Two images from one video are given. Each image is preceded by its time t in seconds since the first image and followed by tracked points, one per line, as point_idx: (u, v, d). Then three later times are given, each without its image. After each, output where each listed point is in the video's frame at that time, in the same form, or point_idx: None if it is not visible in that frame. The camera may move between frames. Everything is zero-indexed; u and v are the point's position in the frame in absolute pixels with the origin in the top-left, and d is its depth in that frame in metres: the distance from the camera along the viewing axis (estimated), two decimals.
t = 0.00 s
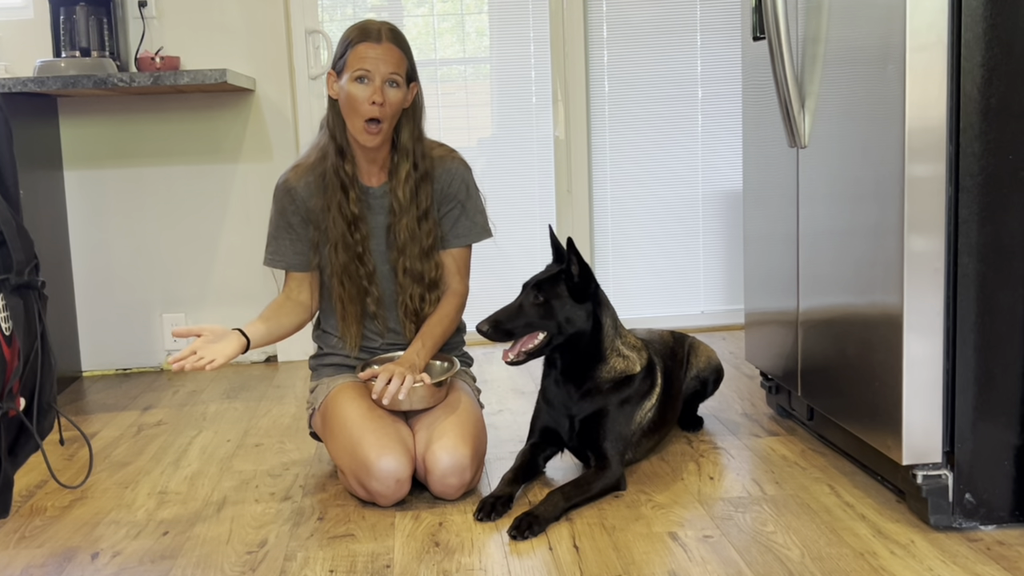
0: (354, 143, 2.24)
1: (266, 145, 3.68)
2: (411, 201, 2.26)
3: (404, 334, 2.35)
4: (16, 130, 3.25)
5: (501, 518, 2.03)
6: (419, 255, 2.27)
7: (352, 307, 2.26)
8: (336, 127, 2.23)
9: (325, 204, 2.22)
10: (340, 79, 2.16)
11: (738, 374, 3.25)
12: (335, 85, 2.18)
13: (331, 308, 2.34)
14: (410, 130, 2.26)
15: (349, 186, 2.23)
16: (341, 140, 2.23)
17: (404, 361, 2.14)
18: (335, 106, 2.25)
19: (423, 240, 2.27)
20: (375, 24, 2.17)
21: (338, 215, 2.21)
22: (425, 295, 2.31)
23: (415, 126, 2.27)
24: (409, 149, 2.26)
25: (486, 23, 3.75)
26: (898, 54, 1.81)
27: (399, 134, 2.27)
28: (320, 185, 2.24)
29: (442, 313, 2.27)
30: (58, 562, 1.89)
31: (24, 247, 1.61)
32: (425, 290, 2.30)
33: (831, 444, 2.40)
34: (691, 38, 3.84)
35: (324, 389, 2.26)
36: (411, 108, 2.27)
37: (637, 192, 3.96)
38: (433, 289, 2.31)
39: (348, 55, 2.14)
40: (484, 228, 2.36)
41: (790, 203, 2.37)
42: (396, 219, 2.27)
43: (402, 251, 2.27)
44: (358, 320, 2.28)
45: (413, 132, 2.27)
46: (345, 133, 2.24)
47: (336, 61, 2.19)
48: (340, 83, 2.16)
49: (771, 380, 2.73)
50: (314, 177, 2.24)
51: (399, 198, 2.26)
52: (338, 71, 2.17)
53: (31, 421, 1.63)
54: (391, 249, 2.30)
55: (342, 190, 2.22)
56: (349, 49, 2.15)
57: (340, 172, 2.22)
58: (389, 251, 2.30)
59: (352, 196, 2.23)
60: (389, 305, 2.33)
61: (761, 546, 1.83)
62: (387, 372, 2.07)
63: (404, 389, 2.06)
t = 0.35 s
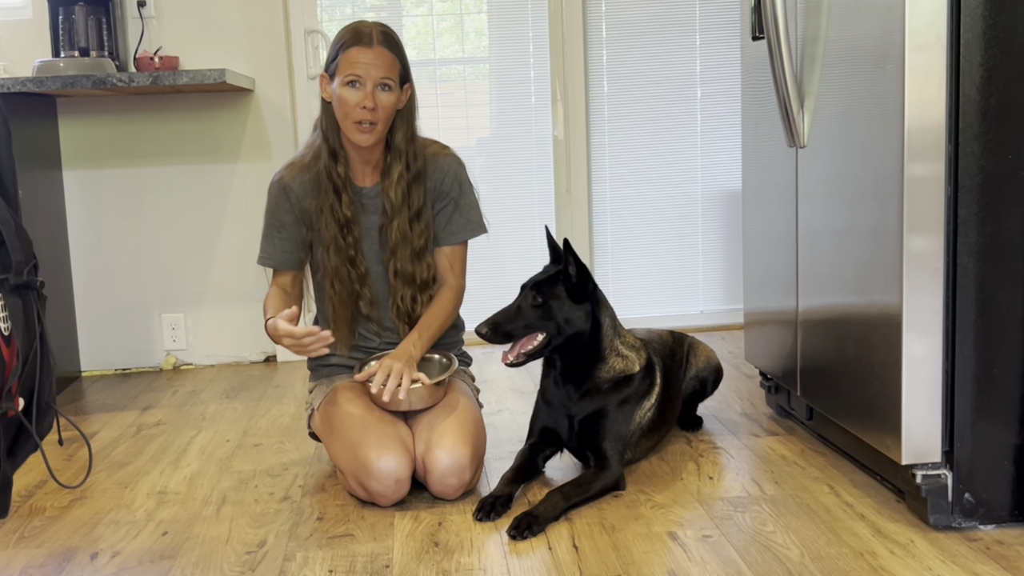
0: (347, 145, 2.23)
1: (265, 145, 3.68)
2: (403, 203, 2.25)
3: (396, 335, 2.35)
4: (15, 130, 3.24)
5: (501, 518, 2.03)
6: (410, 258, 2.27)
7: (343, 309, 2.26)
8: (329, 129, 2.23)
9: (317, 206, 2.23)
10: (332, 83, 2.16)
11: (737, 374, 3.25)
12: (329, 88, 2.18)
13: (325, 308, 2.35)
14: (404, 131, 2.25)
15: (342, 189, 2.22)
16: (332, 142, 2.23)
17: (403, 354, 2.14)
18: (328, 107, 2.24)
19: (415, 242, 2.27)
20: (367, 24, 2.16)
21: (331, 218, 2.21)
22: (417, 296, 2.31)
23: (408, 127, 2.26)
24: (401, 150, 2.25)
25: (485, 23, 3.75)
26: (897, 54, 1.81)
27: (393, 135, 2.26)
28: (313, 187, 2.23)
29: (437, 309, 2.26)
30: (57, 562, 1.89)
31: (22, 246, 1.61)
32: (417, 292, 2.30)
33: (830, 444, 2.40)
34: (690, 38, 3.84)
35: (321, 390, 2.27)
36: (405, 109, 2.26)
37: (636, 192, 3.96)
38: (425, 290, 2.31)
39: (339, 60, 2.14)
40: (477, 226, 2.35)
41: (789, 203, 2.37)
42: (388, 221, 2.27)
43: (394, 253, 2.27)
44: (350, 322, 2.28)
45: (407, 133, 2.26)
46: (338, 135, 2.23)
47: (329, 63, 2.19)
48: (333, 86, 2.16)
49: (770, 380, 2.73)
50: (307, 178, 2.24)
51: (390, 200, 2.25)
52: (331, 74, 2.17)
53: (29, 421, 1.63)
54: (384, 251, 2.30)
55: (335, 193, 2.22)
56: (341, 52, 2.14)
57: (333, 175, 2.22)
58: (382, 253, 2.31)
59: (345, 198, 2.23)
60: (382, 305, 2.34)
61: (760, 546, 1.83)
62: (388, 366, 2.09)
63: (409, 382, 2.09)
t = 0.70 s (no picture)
0: (348, 141, 2.24)
1: (264, 144, 3.68)
2: (399, 201, 2.25)
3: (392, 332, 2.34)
4: (14, 130, 3.24)
5: (500, 518, 2.03)
6: (404, 256, 2.27)
7: (340, 308, 2.25)
8: (329, 125, 2.23)
9: (316, 203, 2.22)
10: (335, 78, 2.16)
11: (736, 373, 3.25)
12: (330, 84, 2.18)
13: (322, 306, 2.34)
14: (403, 128, 2.26)
15: (341, 186, 2.22)
16: (333, 139, 2.23)
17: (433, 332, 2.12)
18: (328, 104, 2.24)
19: (409, 241, 2.26)
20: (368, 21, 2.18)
21: (330, 214, 2.21)
22: (410, 296, 2.29)
23: (406, 124, 2.27)
24: (400, 147, 2.25)
25: (484, 23, 3.75)
26: (896, 53, 1.81)
27: (391, 132, 2.27)
28: (313, 183, 2.24)
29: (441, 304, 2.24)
30: (56, 562, 1.89)
31: (21, 246, 1.61)
32: (410, 292, 2.29)
33: (829, 443, 2.40)
34: (689, 37, 3.84)
35: (320, 390, 2.27)
36: (405, 107, 2.27)
37: (635, 191, 3.96)
38: (418, 291, 2.30)
39: (342, 53, 2.14)
40: (472, 210, 2.35)
41: (788, 202, 2.37)
42: (385, 219, 2.27)
43: (389, 253, 2.27)
44: (348, 320, 2.27)
45: (405, 130, 2.26)
46: (337, 132, 2.24)
47: (330, 60, 2.19)
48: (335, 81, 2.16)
49: (769, 379, 2.73)
50: (307, 173, 2.25)
51: (388, 198, 2.25)
52: (333, 70, 2.17)
53: (28, 421, 1.63)
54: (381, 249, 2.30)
55: (334, 190, 2.22)
56: (344, 47, 2.15)
57: (332, 172, 2.22)
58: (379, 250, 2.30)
59: (343, 196, 2.22)
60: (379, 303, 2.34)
61: (759, 546, 1.83)
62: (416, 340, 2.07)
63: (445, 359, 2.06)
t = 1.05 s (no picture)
0: (347, 141, 2.24)
1: (263, 144, 3.68)
2: (401, 200, 2.25)
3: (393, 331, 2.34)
4: (13, 129, 3.24)
5: (499, 518, 2.03)
6: (406, 256, 2.26)
7: (348, 306, 2.25)
8: (329, 125, 2.23)
9: (319, 202, 2.22)
10: (335, 78, 2.16)
11: (736, 373, 3.25)
12: (329, 83, 2.18)
13: (325, 306, 2.34)
14: (402, 128, 2.26)
15: (341, 186, 2.22)
16: (332, 139, 2.23)
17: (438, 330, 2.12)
18: (328, 104, 2.24)
19: (411, 240, 2.26)
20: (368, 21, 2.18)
21: (330, 214, 2.21)
22: (412, 295, 2.29)
23: (406, 124, 2.27)
24: (402, 147, 2.25)
25: (483, 23, 3.75)
26: (895, 53, 1.81)
27: (391, 132, 2.27)
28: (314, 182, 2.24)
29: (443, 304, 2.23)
30: (55, 562, 1.89)
31: (19, 246, 1.61)
32: (412, 291, 2.29)
33: (828, 443, 2.40)
34: (688, 37, 3.84)
35: (320, 390, 2.26)
36: (405, 107, 2.26)
37: (634, 191, 3.96)
38: (422, 290, 2.30)
39: (342, 53, 2.14)
40: (474, 212, 2.35)
41: (787, 202, 2.37)
42: (386, 218, 2.27)
43: (390, 252, 2.26)
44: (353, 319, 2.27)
45: (405, 130, 2.27)
46: (337, 132, 2.24)
47: (329, 59, 2.19)
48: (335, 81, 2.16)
49: (767, 379, 2.73)
50: (308, 172, 2.25)
51: (389, 197, 2.25)
52: (332, 70, 2.17)
53: (27, 421, 1.63)
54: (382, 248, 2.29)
55: (334, 190, 2.22)
56: (344, 47, 2.14)
57: (332, 172, 2.22)
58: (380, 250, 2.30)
59: (344, 195, 2.22)
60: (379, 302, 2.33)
61: (758, 545, 1.83)
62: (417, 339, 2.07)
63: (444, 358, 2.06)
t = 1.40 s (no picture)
0: (348, 140, 2.23)
1: (263, 143, 3.68)
2: (404, 199, 2.25)
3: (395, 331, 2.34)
4: (13, 129, 3.24)
5: (499, 518, 2.03)
6: (409, 254, 2.27)
7: (344, 306, 2.25)
8: (330, 125, 2.23)
9: (318, 202, 2.22)
10: (335, 75, 2.16)
11: (735, 372, 3.25)
12: (330, 82, 2.18)
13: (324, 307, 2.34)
14: (405, 128, 2.26)
15: (342, 185, 2.22)
16: (333, 138, 2.23)
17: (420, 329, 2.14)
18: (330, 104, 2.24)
19: (414, 239, 2.26)
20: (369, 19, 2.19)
21: (331, 213, 2.21)
22: (415, 294, 2.30)
23: (409, 124, 2.27)
24: (404, 147, 2.25)
25: (483, 23, 3.75)
26: (895, 53, 1.81)
27: (394, 133, 2.27)
28: (314, 182, 2.24)
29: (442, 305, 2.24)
30: (55, 561, 1.89)
31: (20, 246, 1.62)
32: (415, 290, 2.29)
33: (828, 442, 2.40)
34: (688, 37, 3.84)
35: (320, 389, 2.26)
36: (406, 105, 2.26)
37: (634, 191, 3.96)
38: (424, 289, 2.31)
39: (342, 51, 2.14)
40: (477, 218, 2.35)
41: (787, 202, 2.37)
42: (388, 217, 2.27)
43: (392, 250, 2.27)
44: (349, 319, 2.27)
45: (407, 131, 2.27)
46: (339, 132, 2.24)
47: (330, 58, 2.19)
48: (335, 78, 2.16)
49: (767, 379, 2.73)
50: (308, 172, 2.26)
51: (391, 196, 2.25)
52: (333, 67, 2.17)
53: (27, 421, 1.63)
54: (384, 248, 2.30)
55: (335, 189, 2.22)
56: (344, 44, 2.15)
57: (333, 171, 2.22)
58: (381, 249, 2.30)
59: (345, 195, 2.23)
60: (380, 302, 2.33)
61: (759, 544, 1.84)
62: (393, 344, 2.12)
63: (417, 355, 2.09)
